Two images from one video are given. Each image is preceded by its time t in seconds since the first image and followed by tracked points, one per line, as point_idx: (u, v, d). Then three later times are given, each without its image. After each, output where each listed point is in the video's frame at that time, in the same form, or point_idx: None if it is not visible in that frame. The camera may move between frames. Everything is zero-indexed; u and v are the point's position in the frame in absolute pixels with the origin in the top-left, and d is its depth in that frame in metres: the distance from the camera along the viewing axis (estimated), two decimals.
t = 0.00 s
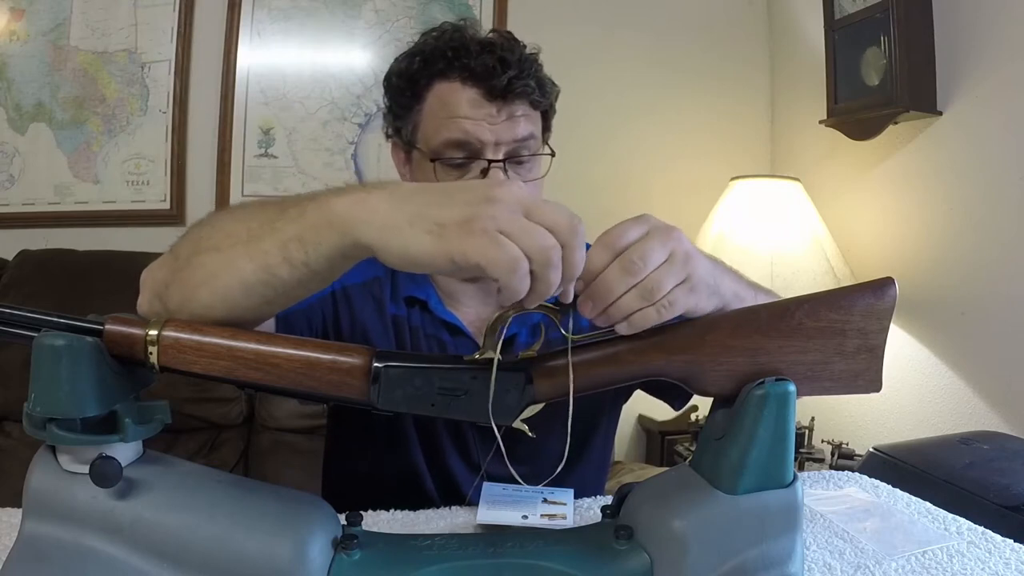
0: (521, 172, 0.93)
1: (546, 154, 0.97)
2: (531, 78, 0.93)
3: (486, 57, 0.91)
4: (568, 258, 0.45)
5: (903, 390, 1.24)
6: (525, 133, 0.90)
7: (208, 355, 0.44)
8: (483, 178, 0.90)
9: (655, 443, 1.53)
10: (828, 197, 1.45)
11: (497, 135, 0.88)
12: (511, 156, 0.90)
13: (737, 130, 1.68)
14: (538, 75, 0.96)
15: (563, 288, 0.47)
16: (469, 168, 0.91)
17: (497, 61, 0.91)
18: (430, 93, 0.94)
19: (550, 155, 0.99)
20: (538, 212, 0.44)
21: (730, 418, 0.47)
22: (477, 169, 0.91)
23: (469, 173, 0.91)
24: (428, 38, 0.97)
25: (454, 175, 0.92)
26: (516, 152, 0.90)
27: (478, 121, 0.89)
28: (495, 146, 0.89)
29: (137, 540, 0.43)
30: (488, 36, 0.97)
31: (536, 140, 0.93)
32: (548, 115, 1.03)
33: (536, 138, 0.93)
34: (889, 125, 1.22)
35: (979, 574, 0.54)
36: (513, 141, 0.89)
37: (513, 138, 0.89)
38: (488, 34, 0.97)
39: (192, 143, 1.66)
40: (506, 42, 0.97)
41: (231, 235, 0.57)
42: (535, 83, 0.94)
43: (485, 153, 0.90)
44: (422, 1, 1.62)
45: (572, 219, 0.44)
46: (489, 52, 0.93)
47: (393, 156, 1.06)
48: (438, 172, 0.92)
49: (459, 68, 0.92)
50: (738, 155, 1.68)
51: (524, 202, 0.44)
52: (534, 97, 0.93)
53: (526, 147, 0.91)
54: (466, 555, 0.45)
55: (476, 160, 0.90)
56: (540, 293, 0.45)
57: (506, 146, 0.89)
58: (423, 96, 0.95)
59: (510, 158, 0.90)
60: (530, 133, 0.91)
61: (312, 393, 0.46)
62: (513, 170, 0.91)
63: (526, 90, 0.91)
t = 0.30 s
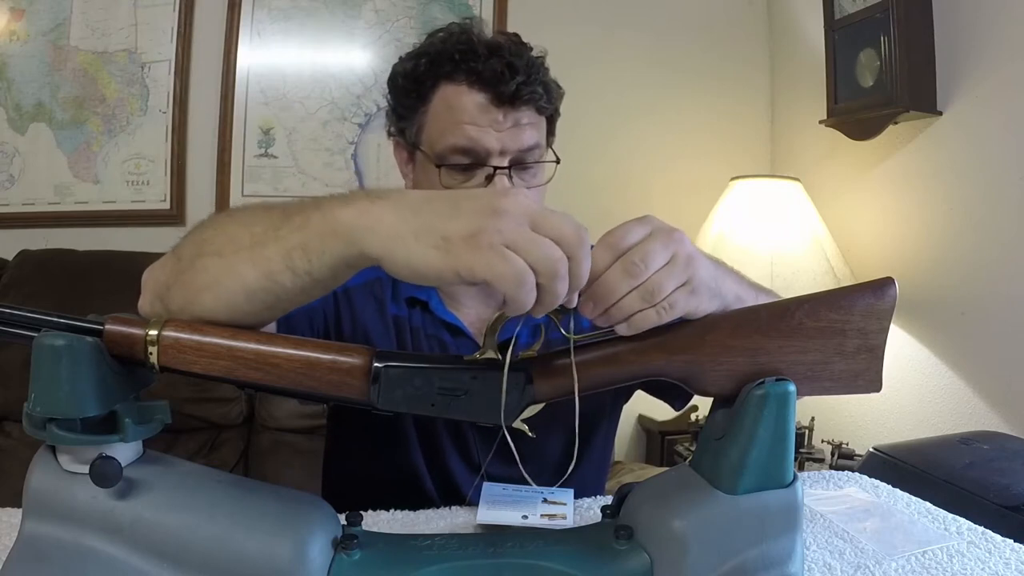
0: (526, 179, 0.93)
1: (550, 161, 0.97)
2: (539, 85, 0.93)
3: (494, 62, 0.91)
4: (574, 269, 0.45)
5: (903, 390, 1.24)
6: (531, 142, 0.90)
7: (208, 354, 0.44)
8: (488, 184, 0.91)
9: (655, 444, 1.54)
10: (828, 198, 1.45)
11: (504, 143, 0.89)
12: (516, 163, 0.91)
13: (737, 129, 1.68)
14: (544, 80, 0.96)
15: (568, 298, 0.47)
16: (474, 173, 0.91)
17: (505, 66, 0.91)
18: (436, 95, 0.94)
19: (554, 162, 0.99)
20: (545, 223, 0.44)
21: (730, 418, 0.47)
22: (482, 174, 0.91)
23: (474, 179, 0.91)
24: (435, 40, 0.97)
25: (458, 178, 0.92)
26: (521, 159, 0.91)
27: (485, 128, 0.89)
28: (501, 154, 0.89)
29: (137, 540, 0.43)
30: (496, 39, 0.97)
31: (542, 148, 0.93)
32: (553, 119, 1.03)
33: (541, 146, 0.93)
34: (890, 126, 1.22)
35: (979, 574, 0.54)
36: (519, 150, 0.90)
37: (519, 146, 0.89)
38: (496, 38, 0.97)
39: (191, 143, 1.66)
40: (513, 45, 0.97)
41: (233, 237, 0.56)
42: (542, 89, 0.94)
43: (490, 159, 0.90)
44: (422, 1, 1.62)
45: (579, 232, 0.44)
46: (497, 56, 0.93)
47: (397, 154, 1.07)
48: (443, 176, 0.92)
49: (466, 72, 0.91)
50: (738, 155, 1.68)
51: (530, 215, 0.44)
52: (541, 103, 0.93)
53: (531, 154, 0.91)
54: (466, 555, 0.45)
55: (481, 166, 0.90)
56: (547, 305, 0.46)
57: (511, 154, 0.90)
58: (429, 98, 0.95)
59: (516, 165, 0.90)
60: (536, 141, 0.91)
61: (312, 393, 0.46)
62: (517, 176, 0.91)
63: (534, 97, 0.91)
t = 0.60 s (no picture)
0: (527, 181, 0.93)
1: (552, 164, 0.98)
2: (542, 87, 0.93)
3: (498, 64, 0.91)
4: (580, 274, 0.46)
5: (903, 390, 1.23)
6: (533, 145, 0.91)
7: (208, 355, 0.44)
8: (490, 186, 0.91)
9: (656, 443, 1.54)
10: (828, 198, 1.45)
11: (506, 146, 0.89)
12: (518, 166, 0.91)
13: (738, 130, 1.68)
14: (548, 82, 0.96)
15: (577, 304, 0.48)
16: (476, 175, 0.91)
17: (508, 67, 0.91)
18: (439, 97, 0.94)
19: (556, 166, 0.99)
20: (551, 228, 0.45)
21: (730, 418, 0.47)
22: (484, 177, 0.91)
23: (476, 181, 0.91)
24: (440, 40, 0.97)
25: (461, 180, 0.92)
26: (523, 162, 0.91)
27: (487, 130, 0.89)
28: (503, 157, 0.89)
29: (137, 540, 0.43)
30: (500, 40, 0.97)
31: (544, 151, 0.94)
32: (555, 121, 1.03)
33: (543, 149, 0.94)
34: (889, 126, 1.22)
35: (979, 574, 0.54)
36: (521, 153, 0.90)
37: (521, 150, 0.89)
38: (500, 39, 0.97)
39: (192, 143, 1.66)
40: (517, 47, 0.97)
41: (234, 238, 0.56)
42: (546, 92, 0.94)
43: (492, 162, 0.90)
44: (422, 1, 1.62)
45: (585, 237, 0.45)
46: (501, 58, 0.93)
47: (398, 154, 1.07)
48: (444, 177, 0.92)
49: (469, 73, 0.91)
50: (738, 155, 1.68)
51: (537, 221, 0.45)
52: (544, 105, 0.93)
53: (533, 158, 0.92)
54: (466, 555, 0.45)
55: (483, 168, 0.90)
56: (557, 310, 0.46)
57: (513, 157, 0.90)
58: (432, 99, 0.95)
59: (518, 168, 0.90)
60: (538, 144, 0.91)
61: (312, 393, 0.46)
62: (519, 179, 0.91)
63: (537, 99, 0.91)
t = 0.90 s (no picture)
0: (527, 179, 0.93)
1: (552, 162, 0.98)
2: (541, 85, 0.93)
3: (497, 62, 0.91)
4: (573, 275, 0.46)
5: (903, 390, 1.23)
6: (533, 143, 0.91)
7: (208, 355, 0.44)
8: (489, 184, 0.91)
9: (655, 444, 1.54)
10: (828, 198, 1.45)
11: (506, 143, 0.89)
12: (518, 165, 0.91)
13: (738, 129, 1.68)
14: (547, 81, 0.96)
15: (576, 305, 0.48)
16: (476, 173, 0.91)
17: (508, 66, 0.91)
18: (439, 95, 0.94)
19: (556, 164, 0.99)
20: (546, 229, 0.45)
21: (730, 418, 0.47)
22: (484, 175, 0.91)
23: (476, 179, 0.91)
24: (439, 39, 0.97)
25: (460, 178, 0.92)
26: (523, 159, 0.91)
27: (487, 128, 0.89)
28: (503, 154, 0.89)
29: (137, 540, 0.43)
30: (500, 40, 0.97)
31: (543, 149, 0.94)
32: (555, 120, 1.03)
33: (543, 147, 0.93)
34: (889, 125, 1.22)
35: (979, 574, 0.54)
36: (520, 151, 0.90)
37: (521, 147, 0.89)
38: (499, 38, 0.97)
39: (192, 144, 1.66)
40: (517, 46, 0.97)
41: (236, 240, 0.57)
42: (545, 90, 0.94)
43: (492, 159, 0.90)
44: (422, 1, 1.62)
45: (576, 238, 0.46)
46: (500, 56, 0.93)
47: (398, 154, 1.07)
48: (444, 176, 0.92)
49: (469, 72, 0.91)
50: (738, 155, 1.68)
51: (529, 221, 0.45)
52: (544, 103, 0.93)
53: (533, 156, 0.92)
54: (466, 555, 0.45)
55: (483, 166, 0.90)
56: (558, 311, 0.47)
57: (513, 155, 0.90)
58: (432, 97, 0.95)
59: (517, 166, 0.90)
60: (538, 143, 0.91)
61: (312, 393, 0.46)
62: (519, 177, 0.91)
63: (536, 97, 0.91)
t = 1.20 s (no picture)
0: (524, 176, 0.92)
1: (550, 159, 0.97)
2: (537, 82, 0.93)
3: (494, 60, 0.91)
4: (572, 278, 0.46)
5: (903, 390, 1.23)
6: (529, 139, 0.90)
7: (208, 354, 0.44)
8: (486, 180, 0.91)
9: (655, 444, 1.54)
10: (828, 198, 1.45)
11: (502, 140, 0.89)
12: (515, 160, 0.91)
13: (738, 129, 1.68)
14: (544, 78, 0.96)
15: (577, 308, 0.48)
16: (473, 170, 0.91)
17: (504, 63, 0.91)
18: (436, 93, 0.94)
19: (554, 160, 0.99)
20: (541, 232, 0.45)
21: (730, 418, 0.47)
22: (481, 171, 0.91)
23: (473, 176, 0.91)
24: (435, 38, 0.97)
25: (458, 175, 0.92)
26: (520, 155, 0.91)
27: (483, 125, 0.89)
28: (499, 150, 0.90)
29: (137, 540, 0.43)
30: (496, 38, 0.97)
31: (541, 146, 0.94)
32: (552, 118, 1.03)
33: (540, 144, 0.93)
34: (889, 126, 1.22)
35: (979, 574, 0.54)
36: (517, 147, 0.90)
37: (518, 143, 0.89)
38: (495, 36, 0.97)
39: (192, 144, 1.66)
40: (514, 44, 0.97)
41: (236, 240, 0.57)
42: (541, 86, 0.94)
43: (489, 156, 0.90)
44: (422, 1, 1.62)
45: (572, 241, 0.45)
46: (496, 54, 0.93)
47: (397, 153, 1.07)
48: (442, 173, 0.92)
49: (465, 69, 0.91)
50: (738, 154, 1.68)
51: (526, 224, 0.45)
52: (540, 100, 0.93)
53: (530, 152, 0.92)
54: (466, 555, 0.45)
55: (480, 163, 0.91)
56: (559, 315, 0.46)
57: (510, 151, 0.90)
58: (429, 96, 0.95)
59: (514, 161, 0.90)
60: (535, 139, 0.91)
61: (312, 393, 0.46)
62: (516, 173, 0.91)
63: (532, 94, 0.91)
